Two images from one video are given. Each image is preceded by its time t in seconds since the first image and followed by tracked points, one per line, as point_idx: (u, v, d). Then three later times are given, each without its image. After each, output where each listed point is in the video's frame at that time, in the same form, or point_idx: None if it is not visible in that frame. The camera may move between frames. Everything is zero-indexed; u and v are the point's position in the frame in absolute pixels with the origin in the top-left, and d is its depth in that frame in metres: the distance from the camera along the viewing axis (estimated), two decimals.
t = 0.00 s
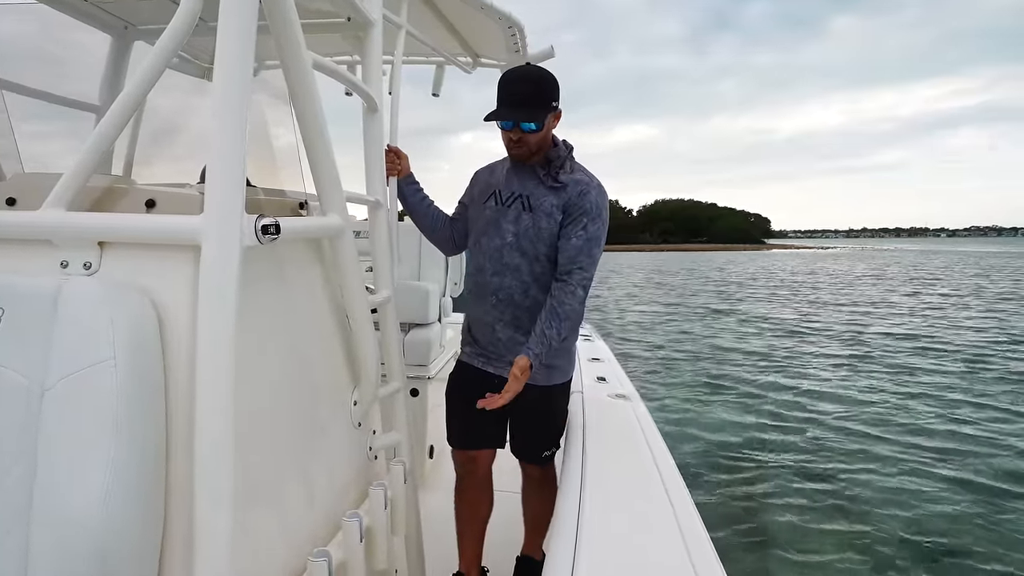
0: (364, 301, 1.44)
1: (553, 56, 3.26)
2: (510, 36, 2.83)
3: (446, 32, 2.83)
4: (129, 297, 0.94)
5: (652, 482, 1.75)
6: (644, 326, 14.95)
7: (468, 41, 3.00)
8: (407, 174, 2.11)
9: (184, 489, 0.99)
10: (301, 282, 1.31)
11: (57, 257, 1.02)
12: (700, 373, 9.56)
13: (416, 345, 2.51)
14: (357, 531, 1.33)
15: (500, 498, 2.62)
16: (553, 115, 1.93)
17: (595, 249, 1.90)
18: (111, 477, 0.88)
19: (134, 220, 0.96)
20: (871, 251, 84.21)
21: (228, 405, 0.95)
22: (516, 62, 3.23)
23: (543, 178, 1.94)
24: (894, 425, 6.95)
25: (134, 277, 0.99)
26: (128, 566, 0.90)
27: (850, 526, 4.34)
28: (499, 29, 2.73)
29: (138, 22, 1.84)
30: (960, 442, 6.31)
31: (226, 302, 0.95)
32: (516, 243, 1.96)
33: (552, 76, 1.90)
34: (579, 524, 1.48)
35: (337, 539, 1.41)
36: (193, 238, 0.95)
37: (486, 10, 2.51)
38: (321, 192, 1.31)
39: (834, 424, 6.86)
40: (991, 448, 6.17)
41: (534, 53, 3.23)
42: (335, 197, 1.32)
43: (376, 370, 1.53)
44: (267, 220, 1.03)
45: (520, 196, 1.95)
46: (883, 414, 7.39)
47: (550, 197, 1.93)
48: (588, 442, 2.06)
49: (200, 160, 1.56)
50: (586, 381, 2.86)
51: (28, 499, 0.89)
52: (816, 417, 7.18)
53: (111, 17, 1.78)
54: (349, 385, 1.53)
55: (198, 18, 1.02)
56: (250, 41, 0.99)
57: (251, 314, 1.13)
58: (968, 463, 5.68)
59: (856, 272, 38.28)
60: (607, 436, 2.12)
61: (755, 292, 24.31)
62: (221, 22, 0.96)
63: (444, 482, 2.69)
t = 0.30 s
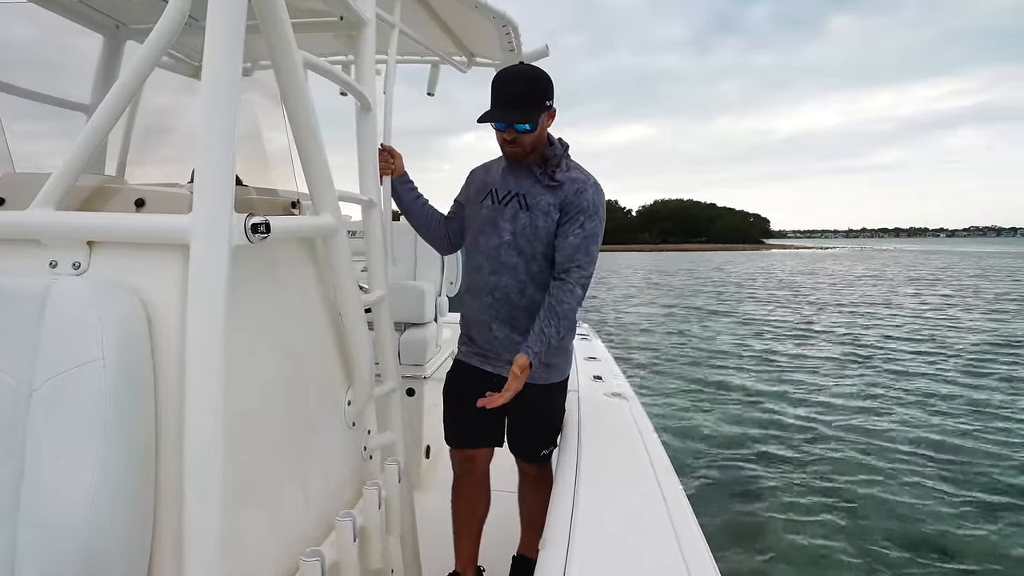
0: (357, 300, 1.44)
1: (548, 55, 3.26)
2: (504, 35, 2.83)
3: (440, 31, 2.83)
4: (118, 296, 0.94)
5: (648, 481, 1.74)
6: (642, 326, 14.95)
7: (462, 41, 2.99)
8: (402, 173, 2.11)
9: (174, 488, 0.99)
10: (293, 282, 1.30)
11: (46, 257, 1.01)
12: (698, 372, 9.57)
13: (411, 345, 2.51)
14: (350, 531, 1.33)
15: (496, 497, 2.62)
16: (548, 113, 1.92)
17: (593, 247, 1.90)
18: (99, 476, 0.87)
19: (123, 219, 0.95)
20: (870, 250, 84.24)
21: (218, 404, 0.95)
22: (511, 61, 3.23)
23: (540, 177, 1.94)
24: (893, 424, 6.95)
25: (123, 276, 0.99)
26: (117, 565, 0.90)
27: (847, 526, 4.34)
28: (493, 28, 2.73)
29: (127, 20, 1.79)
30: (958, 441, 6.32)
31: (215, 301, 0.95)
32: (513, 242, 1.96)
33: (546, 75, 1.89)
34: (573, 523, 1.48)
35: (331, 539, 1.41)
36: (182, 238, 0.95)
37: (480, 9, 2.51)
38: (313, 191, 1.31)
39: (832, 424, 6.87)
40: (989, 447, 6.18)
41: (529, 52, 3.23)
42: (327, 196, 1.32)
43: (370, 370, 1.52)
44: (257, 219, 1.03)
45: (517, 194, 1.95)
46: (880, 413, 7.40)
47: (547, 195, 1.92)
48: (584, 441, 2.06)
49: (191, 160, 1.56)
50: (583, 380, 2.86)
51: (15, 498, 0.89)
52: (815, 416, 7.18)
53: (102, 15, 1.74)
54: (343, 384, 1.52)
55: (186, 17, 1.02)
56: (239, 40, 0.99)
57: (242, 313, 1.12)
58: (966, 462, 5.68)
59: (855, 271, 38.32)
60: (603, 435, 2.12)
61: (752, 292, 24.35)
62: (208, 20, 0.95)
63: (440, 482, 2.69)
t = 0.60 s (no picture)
0: (352, 300, 1.43)
1: (544, 55, 3.25)
2: (500, 35, 2.83)
3: (436, 31, 2.83)
4: (109, 297, 0.93)
5: (646, 480, 1.74)
6: (641, 326, 14.95)
7: (457, 40, 2.99)
8: (398, 173, 2.10)
9: (167, 488, 0.99)
10: (287, 281, 1.30)
11: (37, 258, 1.01)
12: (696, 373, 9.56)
13: (409, 346, 2.51)
14: (346, 531, 1.33)
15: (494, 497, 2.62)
16: (543, 112, 1.91)
17: (591, 246, 1.89)
18: (90, 478, 0.87)
19: (114, 220, 0.95)
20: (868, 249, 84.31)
21: (211, 404, 0.94)
22: (506, 60, 3.23)
23: (538, 176, 1.93)
24: (891, 424, 6.96)
25: (114, 277, 0.98)
26: (109, 567, 0.89)
27: (845, 527, 4.35)
28: (488, 28, 2.73)
29: (123, 23, 1.78)
30: (957, 441, 6.33)
31: (208, 301, 0.94)
32: (511, 241, 1.95)
33: (541, 73, 1.89)
34: (571, 523, 1.47)
35: (327, 540, 1.41)
36: (173, 237, 0.94)
37: (475, 8, 2.51)
38: (307, 191, 1.30)
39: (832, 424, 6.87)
40: (987, 446, 6.19)
41: (525, 51, 3.22)
42: (321, 196, 1.31)
43: (366, 370, 1.52)
44: (249, 219, 1.02)
45: (514, 194, 1.95)
46: (879, 413, 7.41)
47: (545, 194, 1.92)
48: (582, 440, 2.05)
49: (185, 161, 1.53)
50: (582, 380, 2.86)
51: (6, 501, 0.88)
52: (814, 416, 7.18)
53: (96, 18, 1.72)
54: (339, 385, 1.52)
55: (177, 16, 1.01)
56: (230, 39, 0.98)
57: (236, 313, 1.12)
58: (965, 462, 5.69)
59: (853, 270, 38.37)
60: (602, 434, 2.11)
61: (750, 292, 24.39)
62: (198, 20, 0.95)
63: (439, 483, 2.68)
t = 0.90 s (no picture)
0: (352, 299, 1.43)
1: (543, 53, 3.25)
2: (499, 34, 2.83)
3: (435, 30, 2.82)
4: (108, 295, 0.93)
5: (646, 480, 1.74)
6: (640, 326, 14.96)
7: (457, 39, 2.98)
8: (398, 171, 2.09)
9: (167, 488, 0.98)
10: (287, 279, 1.29)
11: (36, 256, 1.00)
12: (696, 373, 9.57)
13: (409, 345, 2.51)
14: (346, 531, 1.32)
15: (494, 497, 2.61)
16: (534, 112, 1.89)
17: (591, 247, 1.88)
18: (89, 477, 0.86)
19: (113, 217, 0.94)
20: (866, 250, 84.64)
21: (210, 402, 0.94)
22: (505, 59, 3.23)
23: (537, 176, 1.93)
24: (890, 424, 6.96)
25: (114, 276, 0.98)
26: (107, 566, 0.89)
27: (845, 526, 4.35)
28: (488, 26, 2.73)
29: (122, 21, 1.78)
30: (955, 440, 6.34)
31: (207, 299, 0.94)
32: (510, 240, 1.95)
33: (535, 73, 1.88)
34: (571, 523, 1.46)
35: (327, 540, 1.40)
36: (173, 235, 0.94)
37: (474, 6, 2.50)
38: (307, 190, 1.30)
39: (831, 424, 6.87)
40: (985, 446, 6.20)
41: (525, 51, 3.22)
42: (322, 195, 1.31)
43: (366, 369, 1.51)
44: (249, 217, 1.02)
45: (513, 193, 1.95)
46: (878, 413, 7.41)
47: (544, 194, 1.91)
48: (582, 440, 2.05)
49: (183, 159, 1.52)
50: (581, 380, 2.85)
51: (4, 500, 0.88)
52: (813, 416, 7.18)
53: (96, 16, 1.72)
54: (338, 384, 1.51)
55: (176, 13, 1.01)
56: (230, 36, 0.97)
57: (236, 311, 1.11)
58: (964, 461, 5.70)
59: (852, 270, 38.42)
60: (602, 434, 2.10)
61: (749, 292, 24.40)
62: (198, 19, 0.94)
63: (439, 483, 2.68)
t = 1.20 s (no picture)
0: (352, 296, 1.43)
1: (546, 52, 3.25)
2: (502, 32, 2.82)
3: (437, 27, 2.81)
4: (108, 290, 0.93)
5: (645, 479, 1.73)
6: (638, 326, 14.97)
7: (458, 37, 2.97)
8: (397, 165, 2.11)
9: (167, 485, 0.98)
10: (288, 275, 1.29)
11: (37, 251, 1.00)
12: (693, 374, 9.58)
13: (408, 343, 2.50)
14: (346, 529, 1.32)
15: (494, 496, 2.61)
16: (510, 110, 1.89)
17: (576, 248, 1.84)
18: (88, 474, 0.86)
19: (114, 212, 0.94)
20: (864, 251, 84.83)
21: (211, 399, 0.93)
22: (507, 57, 3.23)
23: (520, 173, 1.93)
24: (887, 425, 6.97)
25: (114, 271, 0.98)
26: (107, 563, 0.88)
27: (841, 526, 4.36)
28: (490, 24, 2.72)
29: (123, 15, 1.76)
30: (952, 442, 6.35)
31: (208, 295, 0.93)
32: (493, 237, 1.96)
33: (512, 73, 1.90)
34: (570, 523, 1.46)
35: (326, 537, 1.40)
36: (175, 231, 0.94)
37: (478, 4, 2.50)
38: (309, 186, 1.30)
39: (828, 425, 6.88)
40: (981, 447, 6.22)
41: (526, 50, 3.21)
42: (323, 191, 1.31)
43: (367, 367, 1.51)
44: (251, 212, 1.02)
45: (497, 190, 1.96)
46: (875, 414, 7.43)
47: (526, 192, 1.91)
48: (581, 439, 2.05)
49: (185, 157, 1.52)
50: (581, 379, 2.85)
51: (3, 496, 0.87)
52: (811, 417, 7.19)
53: (98, 10, 1.71)
54: (339, 382, 1.51)
55: (180, 9, 1.01)
56: (232, 30, 0.97)
57: (237, 307, 1.11)
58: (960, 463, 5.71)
59: (849, 272, 38.50)
60: (601, 433, 2.10)
61: (747, 292, 24.43)
62: (200, 15, 0.94)
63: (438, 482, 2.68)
